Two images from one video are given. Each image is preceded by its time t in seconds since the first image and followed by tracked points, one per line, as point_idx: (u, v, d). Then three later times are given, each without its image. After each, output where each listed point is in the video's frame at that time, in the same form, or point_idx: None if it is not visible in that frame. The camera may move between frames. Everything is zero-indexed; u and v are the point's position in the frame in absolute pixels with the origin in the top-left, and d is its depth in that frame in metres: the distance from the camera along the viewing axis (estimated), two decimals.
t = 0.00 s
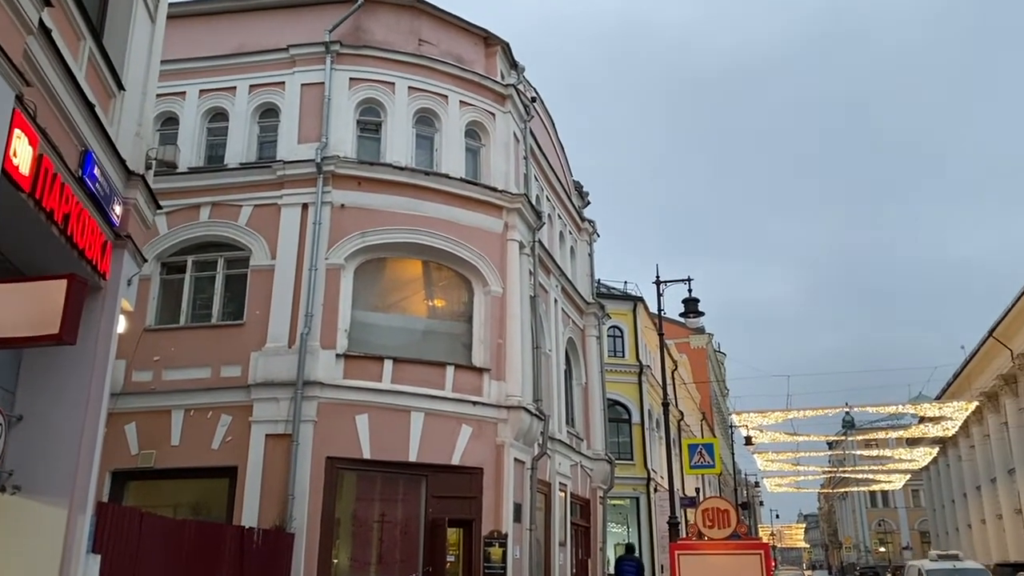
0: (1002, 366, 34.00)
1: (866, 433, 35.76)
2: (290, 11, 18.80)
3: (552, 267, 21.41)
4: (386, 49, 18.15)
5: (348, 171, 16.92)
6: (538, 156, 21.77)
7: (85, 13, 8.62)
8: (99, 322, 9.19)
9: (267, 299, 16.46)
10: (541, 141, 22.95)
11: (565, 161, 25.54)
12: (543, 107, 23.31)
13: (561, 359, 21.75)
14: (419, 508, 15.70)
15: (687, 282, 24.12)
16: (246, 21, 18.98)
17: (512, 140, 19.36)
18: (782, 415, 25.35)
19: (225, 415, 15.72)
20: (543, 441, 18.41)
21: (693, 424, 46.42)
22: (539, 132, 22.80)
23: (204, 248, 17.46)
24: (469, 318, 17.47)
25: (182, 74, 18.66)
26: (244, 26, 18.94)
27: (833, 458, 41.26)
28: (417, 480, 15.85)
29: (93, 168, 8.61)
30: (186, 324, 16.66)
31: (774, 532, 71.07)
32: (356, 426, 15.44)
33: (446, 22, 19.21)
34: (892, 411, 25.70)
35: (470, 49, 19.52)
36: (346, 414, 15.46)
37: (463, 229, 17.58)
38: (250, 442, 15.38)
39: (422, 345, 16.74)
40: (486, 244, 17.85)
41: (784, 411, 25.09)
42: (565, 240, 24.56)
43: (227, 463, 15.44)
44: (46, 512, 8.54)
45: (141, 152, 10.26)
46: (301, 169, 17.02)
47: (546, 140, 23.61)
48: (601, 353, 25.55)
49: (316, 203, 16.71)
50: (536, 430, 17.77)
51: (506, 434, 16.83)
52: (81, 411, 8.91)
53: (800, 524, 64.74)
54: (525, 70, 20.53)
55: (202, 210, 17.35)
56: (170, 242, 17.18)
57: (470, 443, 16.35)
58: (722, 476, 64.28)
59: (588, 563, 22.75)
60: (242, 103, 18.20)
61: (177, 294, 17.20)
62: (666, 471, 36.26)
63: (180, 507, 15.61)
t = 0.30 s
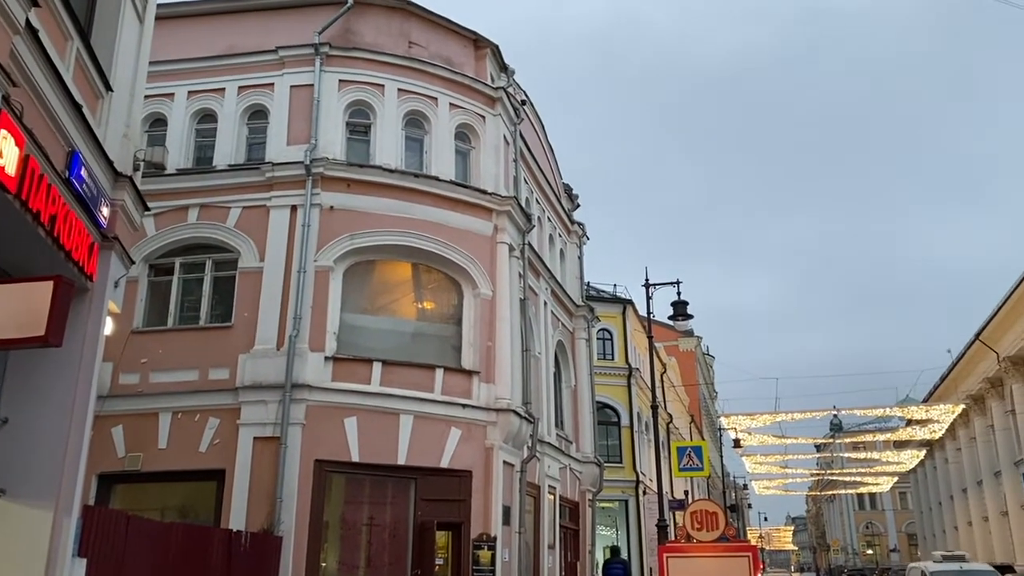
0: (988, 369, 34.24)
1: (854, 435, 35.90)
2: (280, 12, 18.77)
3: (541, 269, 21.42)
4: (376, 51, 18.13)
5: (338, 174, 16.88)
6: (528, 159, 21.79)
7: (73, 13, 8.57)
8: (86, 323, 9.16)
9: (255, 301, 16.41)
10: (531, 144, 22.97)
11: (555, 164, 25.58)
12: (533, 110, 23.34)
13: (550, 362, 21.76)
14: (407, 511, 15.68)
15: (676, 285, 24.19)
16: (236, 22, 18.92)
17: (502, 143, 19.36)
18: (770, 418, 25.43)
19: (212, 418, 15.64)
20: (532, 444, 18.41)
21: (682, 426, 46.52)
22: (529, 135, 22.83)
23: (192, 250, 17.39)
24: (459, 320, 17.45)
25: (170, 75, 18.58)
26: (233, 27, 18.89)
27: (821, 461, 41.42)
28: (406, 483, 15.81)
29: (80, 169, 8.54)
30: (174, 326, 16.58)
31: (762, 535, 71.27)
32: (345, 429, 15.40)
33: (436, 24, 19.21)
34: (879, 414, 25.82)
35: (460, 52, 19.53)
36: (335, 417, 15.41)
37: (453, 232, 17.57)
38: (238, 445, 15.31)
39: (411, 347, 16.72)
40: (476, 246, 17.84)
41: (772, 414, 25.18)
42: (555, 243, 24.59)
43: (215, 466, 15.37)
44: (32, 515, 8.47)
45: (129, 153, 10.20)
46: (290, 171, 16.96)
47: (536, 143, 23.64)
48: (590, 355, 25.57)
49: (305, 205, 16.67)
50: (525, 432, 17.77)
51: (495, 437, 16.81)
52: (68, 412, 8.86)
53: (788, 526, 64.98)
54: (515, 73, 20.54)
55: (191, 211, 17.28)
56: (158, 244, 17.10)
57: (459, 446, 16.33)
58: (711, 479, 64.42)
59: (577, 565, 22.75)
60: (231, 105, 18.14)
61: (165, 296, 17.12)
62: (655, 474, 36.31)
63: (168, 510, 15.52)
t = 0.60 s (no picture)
0: (980, 370, 34.39)
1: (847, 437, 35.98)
2: (273, 14, 18.74)
3: (535, 271, 21.42)
4: (369, 52, 18.12)
5: (331, 175, 16.86)
6: (521, 161, 21.80)
7: (65, 14, 8.54)
8: (78, 325, 9.11)
9: (248, 303, 16.37)
10: (525, 145, 22.98)
11: (549, 166, 25.59)
12: (527, 112, 23.36)
13: (543, 363, 21.76)
14: (401, 513, 15.66)
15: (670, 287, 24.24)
16: (229, 23, 18.89)
17: (495, 145, 19.36)
18: (763, 419, 25.48)
19: (205, 420, 15.60)
20: (525, 445, 18.40)
21: (675, 428, 46.59)
22: (522, 136, 22.84)
23: (185, 251, 17.34)
24: (452, 322, 17.45)
25: (163, 76, 18.54)
26: (226, 28, 18.86)
27: (813, 462, 41.51)
28: (399, 485, 15.79)
29: (72, 170, 8.51)
30: (167, 328, 16.53)
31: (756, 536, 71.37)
32: (338, 431, 15.37)
33: (430, 26, 19.21)
34: (872, 415, 25.88)
35: (454, 53, 19.53)
36: (328, 419, 15.39)
37: (446, 233, 17.56)
38: (230, 447, 15.27)
39: (404, 349, 16.70)
40: (469, 248, 17.84)
41: (766, 415, 25.22)
42: (548, 244, 24.60)
43: (207, 468, 15.32)
44: (22, 518, 8.43)
45: (121, 155, 10.16)
46: (283, 172, 16.94)
47: (529, 145, 23.65)
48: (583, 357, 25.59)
49: (299, 206, 16.64)
50: (518, 434, 17.77)
51: (489, 439, 16.81)
52: (59, 414, 8.82)
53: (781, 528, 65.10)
54: (508, 75, 20.56)
55: (183, 212, 17.23)
56: (150, 245, 17.05)
57: (452, 447, 16.31)
58: (704, 480, 64.47)
59: (570, 567, 22.75)
60: (224, 106, 18.10)
61: (157, 297, 17.07)
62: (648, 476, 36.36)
63: (160, 513, 15.47)
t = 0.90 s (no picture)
0: (978, 370, 34.41)
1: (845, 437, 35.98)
2: (272, 14, 18.74)
3: (534, 271, 21.43)
4: (368, 53, 18.12)
5: (330, 176, 16.86)
6: (520, 161, 21.80)
7: (63, 15, 8.54)
8: (76, 326, 9.11)
9: (247, 303, 16.37)
10: (523, 146, 22.99)
11: (547, 166, 25.60)
12: (525, 112, 23.37)
13: (542, 364, 21.77)
14: (400, 513, 15.66)
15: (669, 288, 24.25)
16: (227, 24, 18.89)
17: (494, 145, 19.36)
18: (762, 419, 25.49)
19: (204, 421, 15.59)
20: (524, 446, 18.40)
21: (674, 428, 46.59)
22: (521, 137, 22.84)
23: (183, 252, 17.33)
24: (451, 322, 17.45)
25: (162, 77, 18.54)
26: (225, 29, 18.86)
27: (812, 462, 41.53)
28: (398, 485, 15.80)
29: (71, 171, 8.51)
30: (166, 329, 16.52)
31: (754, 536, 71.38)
32: (337, 432, 15.37)
33: (428, 26, 19.22)
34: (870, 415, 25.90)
35: (452, 54, 19.54)
36: (327, 419, 15.38)
37: (445, 234, 17.57)
38: (229, 447, 15.27)
39: (403, 350, 16.70)
40: (468, 248, 17.85)
41: (764, 416, 25.23)
42: (547, 245, 24.61)
43: (206, 468, 15.31)
44: (21, 519, 8.42)
45: (120, 155, 10.16)
46: (282, 173, 16.93)
47: (528, 145, 23.66)
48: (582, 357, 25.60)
49: (297, 207, 16.64)
50: (517, 434, 17.77)
51: (488, 439, 16.82)
52: (57, 415, 8.82)
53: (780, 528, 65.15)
54: (506, 76, 20.57)
55: (182, 213, 17.23)
56: (149, 246, 17.05)
57: (451, 448, 16.31)
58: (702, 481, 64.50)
59: (569, 568, 22.75)
60: (222, 107, 18.10)
61: (156, 298, 17.06)
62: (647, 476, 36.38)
63: (159, 514, 15.45)
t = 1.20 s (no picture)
0: (979, 368, 34.42)
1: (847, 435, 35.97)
2: (273, 14, 18.76)
3: (535, 270, 21.44)
4: (369, 52, 18.13)
5: (331, 175, 16.88)
6: (521, 160, 21.80)
7: (65, 15, 8.56)
8: (78, 325, 9.13)
9: (249, 303, 16.39)
10: (524, 145, 22.98)
11: (548, 165, 25.60)
12: (526, 111, 23.39)
13: (544, 362, 21.78)
14: (402, 512, 15.69)
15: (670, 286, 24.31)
16: (228, 24, 18.91)
17: (495, 144, 19.37)
18: (763, 417, 25.50)
19: (206, 420, 15.61)
20: (526, 444, 18.41)
21: (676, 427, 46.61)
22: (522, 135, 22.84)
23: (185, 251, 17.35)
24: (452, 321, 17.46)
25: (163, 76, 18.55)
26: (226, 28, 18.88)
27: (814, 460, 41.52)
28: (399, 484, 15.82)
29: (73, 171, 8.53)
30: (167, 328, 16.54)
31: (756, 535, 71.38)
32: (339, 431, 15.39)
33: (429, 25, 19.23)
34: (871, 413, 25.90)
35: (453, 53, 19.55)
36: (329, 418, 15.40)
37: (446, 233, 17.58)
38: (231, 447, 15.29)
39: (404, 349, 16.72)
40: (469, 247, 17.86)
41: (766, 414, 25.24)
42: (548, 244, 24.61)
43: (208, 468, 15.34)
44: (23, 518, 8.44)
45: (121, 155, 10.17)
46: (283, 172, 16.95)
47: (529, 143, 23.66)
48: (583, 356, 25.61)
49: (298, 206, 16.65)
50: (519, 433, 17.79)
51: (489, 438, 16.84)
52: (59, 415, 8.84)
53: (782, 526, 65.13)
54: (507, 74, 20.57)
55: (183, 212, 17.25)
56: (151, 245, 17.07)
57: (453, 447, 16.32)
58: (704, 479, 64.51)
59: (571, 566, 22.76)
60: (224, 106, 18.12)
61: (157, 297, 17.08)
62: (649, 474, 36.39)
63: (161, 513, 15.47)
